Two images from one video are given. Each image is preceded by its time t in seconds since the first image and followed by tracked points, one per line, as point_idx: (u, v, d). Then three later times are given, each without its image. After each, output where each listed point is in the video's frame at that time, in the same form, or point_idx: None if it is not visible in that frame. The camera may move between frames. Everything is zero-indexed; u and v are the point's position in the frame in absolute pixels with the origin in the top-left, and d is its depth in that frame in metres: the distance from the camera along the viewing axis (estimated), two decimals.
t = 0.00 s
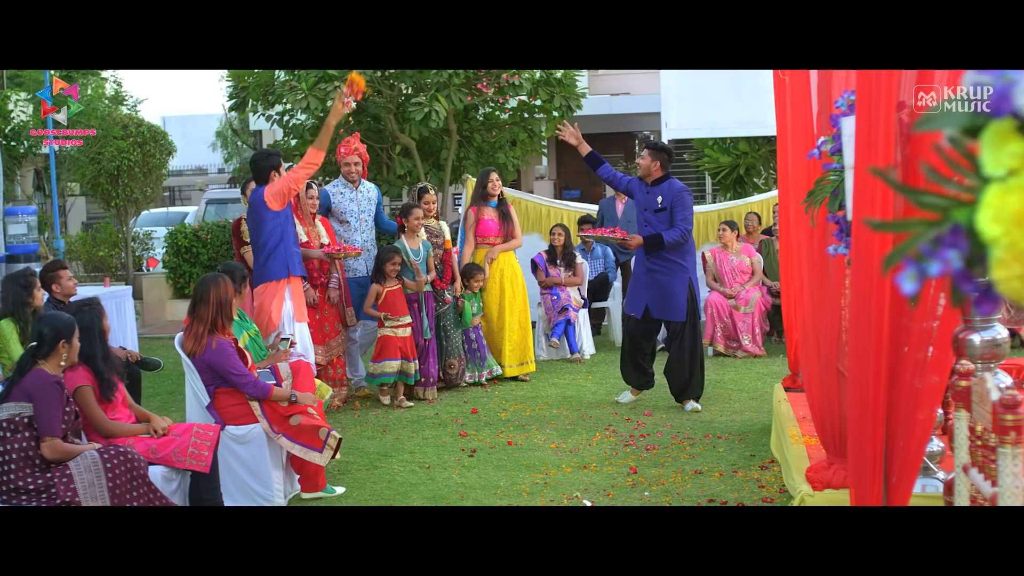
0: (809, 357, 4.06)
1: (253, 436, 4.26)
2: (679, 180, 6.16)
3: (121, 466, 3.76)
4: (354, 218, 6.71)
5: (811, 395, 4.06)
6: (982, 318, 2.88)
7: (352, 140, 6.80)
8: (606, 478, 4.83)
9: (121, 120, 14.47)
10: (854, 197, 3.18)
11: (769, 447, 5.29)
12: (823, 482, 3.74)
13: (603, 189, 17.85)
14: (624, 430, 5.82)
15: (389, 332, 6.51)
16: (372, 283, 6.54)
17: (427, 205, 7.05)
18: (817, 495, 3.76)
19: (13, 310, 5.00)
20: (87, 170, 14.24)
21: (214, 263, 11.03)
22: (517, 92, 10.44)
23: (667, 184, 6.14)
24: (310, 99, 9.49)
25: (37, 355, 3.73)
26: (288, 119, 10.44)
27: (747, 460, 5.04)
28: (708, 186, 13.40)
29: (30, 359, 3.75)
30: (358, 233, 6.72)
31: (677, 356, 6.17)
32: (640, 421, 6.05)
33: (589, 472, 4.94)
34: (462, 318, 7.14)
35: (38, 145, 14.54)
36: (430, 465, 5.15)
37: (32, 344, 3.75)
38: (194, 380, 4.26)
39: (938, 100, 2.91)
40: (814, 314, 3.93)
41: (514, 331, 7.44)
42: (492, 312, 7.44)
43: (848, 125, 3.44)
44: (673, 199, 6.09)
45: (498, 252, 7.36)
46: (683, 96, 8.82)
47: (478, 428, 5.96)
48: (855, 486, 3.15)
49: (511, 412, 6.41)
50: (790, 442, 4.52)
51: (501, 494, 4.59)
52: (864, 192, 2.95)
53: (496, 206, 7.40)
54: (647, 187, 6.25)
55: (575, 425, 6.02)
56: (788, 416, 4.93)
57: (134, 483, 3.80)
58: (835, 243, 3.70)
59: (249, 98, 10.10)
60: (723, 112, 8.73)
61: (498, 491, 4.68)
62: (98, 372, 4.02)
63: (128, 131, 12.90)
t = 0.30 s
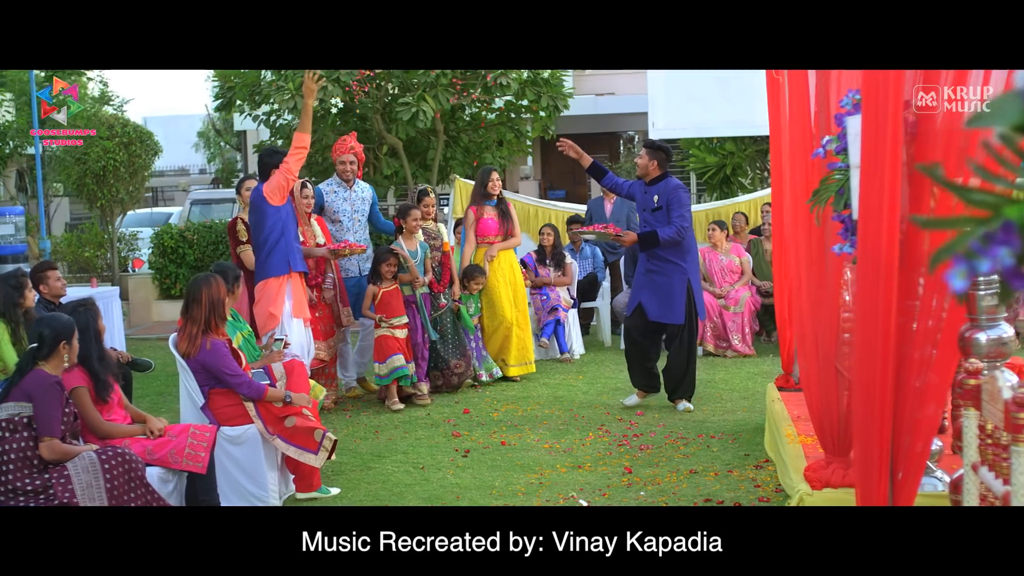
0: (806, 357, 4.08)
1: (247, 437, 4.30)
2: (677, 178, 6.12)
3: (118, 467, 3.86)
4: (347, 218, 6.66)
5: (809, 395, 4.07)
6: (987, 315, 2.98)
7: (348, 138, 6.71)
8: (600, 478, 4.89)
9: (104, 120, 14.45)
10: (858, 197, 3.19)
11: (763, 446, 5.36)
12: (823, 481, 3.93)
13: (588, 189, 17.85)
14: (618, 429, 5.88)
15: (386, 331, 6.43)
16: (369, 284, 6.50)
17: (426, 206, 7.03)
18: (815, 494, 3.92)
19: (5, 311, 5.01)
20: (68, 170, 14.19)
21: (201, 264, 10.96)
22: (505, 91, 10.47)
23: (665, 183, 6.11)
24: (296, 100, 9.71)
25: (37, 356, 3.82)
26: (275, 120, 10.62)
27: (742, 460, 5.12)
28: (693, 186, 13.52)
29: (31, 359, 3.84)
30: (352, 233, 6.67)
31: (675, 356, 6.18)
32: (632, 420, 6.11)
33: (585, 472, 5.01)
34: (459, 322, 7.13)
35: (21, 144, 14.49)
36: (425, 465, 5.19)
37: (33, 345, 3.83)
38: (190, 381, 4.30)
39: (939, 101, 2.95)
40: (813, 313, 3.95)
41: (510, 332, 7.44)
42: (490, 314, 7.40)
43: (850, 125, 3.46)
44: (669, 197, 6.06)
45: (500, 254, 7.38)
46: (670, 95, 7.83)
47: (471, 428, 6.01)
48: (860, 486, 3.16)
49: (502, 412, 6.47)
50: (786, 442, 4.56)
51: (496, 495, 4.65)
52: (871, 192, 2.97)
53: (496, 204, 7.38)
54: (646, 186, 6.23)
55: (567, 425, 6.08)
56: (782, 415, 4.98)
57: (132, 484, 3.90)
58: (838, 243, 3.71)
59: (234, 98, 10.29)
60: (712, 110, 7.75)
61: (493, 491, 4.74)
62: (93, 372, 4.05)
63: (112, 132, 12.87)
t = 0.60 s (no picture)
0: (803, 356, 4.09)
1: (243, 438, 4.29)
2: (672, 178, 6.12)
3: (116, 468, 3.77)
4: (342, 219, 6.63)
5: (807, 394, 4.08)
6: (994, 315, 2.96)
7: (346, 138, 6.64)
8: (595, 478, 4.91)
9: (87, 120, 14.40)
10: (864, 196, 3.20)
11: (757, 446, 5.39)
12: (821, 480, 3.91)
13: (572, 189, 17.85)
14: (611, 429, 5.91)
15: (382, 336, 6.36)
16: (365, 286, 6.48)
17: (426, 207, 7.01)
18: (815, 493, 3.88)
19: None
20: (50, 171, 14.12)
21: (188, 264, 11.09)
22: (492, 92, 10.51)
23: (660, 184, 6.11)
24: (283, 100, 9.59)
25: (38, 357, 3.79)
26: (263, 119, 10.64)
27: (737, 459, 5.14)
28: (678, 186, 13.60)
29: (32, 361, 3.80)
30: (346, 234, 6.66)
31: (677, 356, 6.16)
32: (625, 420, 6.14)
33: (580, 472, 5.02)
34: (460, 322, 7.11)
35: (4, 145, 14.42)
36: (419, 466, 5.20)
37: (34, 346, 3.80)
38: (184, 381, 4.30)
39: (940, 101, 2.98)
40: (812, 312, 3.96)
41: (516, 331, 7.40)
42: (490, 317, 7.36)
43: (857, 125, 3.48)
44: (665, 198, 6.07)
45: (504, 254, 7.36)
46: (657, 95, 7.97)
47: (463, 428, 6.02)
48: (866, 485, 3.17)
49: (495, 412, 6.50)
50: (782, 442, 4.59)
51: (492, 495, 4.67)
52: (880, 189, 2.97)
53: (497, 204, 7.37)
54: (643, 187, 6.22)
55: (560, 425, 6.10)
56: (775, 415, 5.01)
57: (131, 485, 3.81)
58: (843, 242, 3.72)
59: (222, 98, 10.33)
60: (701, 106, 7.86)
61: (489, 491, 4.75)
62: (90, 374, 3.99)
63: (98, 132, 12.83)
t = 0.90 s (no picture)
0: (803, 356, 4.07)
1: (238, 438, 4.28)
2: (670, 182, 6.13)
3: (115, 469, 3.76)
4: (340, 219, 6.64)
5: (807, 394, 4.05)
6: (1001, 312, 3.00)
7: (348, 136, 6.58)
8: (591, 477, 4.92)
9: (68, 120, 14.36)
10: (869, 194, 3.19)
11: (752, 445, 5.41)
12: (821, 479, 3.90)
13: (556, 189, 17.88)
14: (604, 429, 5.92)
15: (376, 336, 6.37)
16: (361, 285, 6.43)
17: (427, 207, 7.00)
18: (814, 491, 3.88)
19: None
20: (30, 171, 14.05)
21: (173, 264, 11.18)
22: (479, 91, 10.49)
23: (657, 188, 6.11)
24: (270, 99, 9.62)
25: (38, 358, 3.79)
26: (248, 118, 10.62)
27: (732, 458, 5.15)
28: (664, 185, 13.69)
29: (31, 363, 3.80)
30: (343, 235, 6.66)
31: (673, 359, 6.14)
32: (618, 420, 6.15)
33: (574, 471, 5.03)
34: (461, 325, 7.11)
35: None
36: (414, 466, 5.21)
37: (34, 348, 3.80)
38: (179, 380, 4.28)
39: (939, 101, 2.94)
40: (812, 311, 3.94)
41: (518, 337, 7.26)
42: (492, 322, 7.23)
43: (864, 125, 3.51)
44: (664, 202, 6.07)
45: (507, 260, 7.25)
46: (643, 96, 9.17)
47: (456, 428, 6.04)
48: (874, 485, 3.16)
49: (487, 411, 6.50)
50: (779, 441, 4.59)
51: (488, 494, 4.67)
52: (888, 188, 2.96)
53: (499, 207, 7.32)
54: (639, 192, 6.21)
55: (553, 424, 6.11)
56: (772, 414, 5.03)
57: (129, 486, 3.79)
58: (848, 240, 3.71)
59: (207, 98, 10.33)
60: (682, 112, 9.16)
61: (485, 490, 4.76)
62: (87, 375, 3.98)
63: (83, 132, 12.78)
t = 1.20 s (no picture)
0: (804, 356, 4.07)
1: (235, 438, 4.29)
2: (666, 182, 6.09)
3: (115, 470, 3.77)
4: (341, 217, 6.62)
5: (806, 392, 4.02)
6: (1009, 310, 2.98)
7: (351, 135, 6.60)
8: (588, 476, 4.92)
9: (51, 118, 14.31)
10: (876, 192, 3.19)
11: (747, 443, 5.43)
12: (823, 477, 3.86)
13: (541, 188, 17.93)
14: (599, 428, 5.93)
15: (369, 335, 6.35)
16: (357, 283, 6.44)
17: (427, 204, 6.93)
18: (816, 489, 3.83)
19: None
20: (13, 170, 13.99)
21: (161, 264, 11.19)
22: (469, 89, 10.48)
23: (654, 190, 6.07)
24: (259, 99, 9.70)
25: (39, 359, 3.76)
26: (236, 118, 10.61)
27: (728, 457, 5.17)
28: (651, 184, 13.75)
29: (31, 363, 3.76)
30: (344, 233, 6.66)
31: (673, 362, 6.12)
32: (613, 419, 6.15)
33: (570, 470, 5.04)
34: (458, 324, 7.08)
35: None
36: (409, 465, 5.21)
37: (34, 348, 3.76)
38: (176, 381, 4.24)
39: (939, 101, 2.93)
40: (813, 310, 3.93)
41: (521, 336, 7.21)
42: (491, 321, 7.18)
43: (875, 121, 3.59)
44: (662, 202, 6.02)
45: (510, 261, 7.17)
46: (632, 96, 9.19)
47: (451, 427, 6.06)
48: (882, 484, 3.16)
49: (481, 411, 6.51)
50: (777, 439, 4.61)
51: (486, 494, 4.67)
52: (896, 184, 2.96)
53: (500, 205, 7.22)
54: (635, 195, 6.17)
55: (547, 423, 6.12)
56: (769, 413, 5.03)
57: (129, 487, 3.81)
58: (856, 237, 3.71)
59: (195, 97, 10.31)
60: (671, 112, 9.17)
61: (481, 490, 4.77)
62: (87, 376, 3.93)
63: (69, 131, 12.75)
